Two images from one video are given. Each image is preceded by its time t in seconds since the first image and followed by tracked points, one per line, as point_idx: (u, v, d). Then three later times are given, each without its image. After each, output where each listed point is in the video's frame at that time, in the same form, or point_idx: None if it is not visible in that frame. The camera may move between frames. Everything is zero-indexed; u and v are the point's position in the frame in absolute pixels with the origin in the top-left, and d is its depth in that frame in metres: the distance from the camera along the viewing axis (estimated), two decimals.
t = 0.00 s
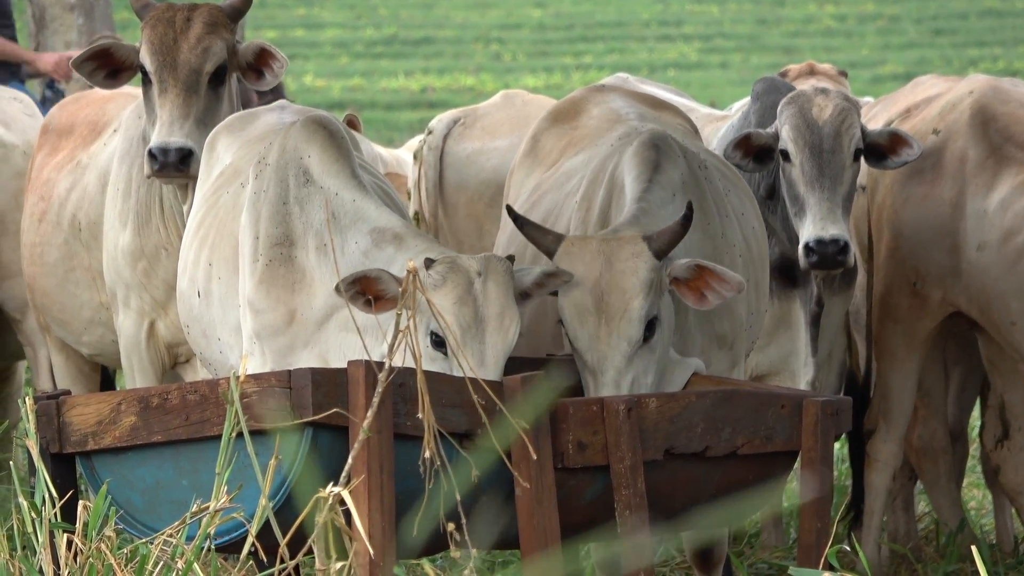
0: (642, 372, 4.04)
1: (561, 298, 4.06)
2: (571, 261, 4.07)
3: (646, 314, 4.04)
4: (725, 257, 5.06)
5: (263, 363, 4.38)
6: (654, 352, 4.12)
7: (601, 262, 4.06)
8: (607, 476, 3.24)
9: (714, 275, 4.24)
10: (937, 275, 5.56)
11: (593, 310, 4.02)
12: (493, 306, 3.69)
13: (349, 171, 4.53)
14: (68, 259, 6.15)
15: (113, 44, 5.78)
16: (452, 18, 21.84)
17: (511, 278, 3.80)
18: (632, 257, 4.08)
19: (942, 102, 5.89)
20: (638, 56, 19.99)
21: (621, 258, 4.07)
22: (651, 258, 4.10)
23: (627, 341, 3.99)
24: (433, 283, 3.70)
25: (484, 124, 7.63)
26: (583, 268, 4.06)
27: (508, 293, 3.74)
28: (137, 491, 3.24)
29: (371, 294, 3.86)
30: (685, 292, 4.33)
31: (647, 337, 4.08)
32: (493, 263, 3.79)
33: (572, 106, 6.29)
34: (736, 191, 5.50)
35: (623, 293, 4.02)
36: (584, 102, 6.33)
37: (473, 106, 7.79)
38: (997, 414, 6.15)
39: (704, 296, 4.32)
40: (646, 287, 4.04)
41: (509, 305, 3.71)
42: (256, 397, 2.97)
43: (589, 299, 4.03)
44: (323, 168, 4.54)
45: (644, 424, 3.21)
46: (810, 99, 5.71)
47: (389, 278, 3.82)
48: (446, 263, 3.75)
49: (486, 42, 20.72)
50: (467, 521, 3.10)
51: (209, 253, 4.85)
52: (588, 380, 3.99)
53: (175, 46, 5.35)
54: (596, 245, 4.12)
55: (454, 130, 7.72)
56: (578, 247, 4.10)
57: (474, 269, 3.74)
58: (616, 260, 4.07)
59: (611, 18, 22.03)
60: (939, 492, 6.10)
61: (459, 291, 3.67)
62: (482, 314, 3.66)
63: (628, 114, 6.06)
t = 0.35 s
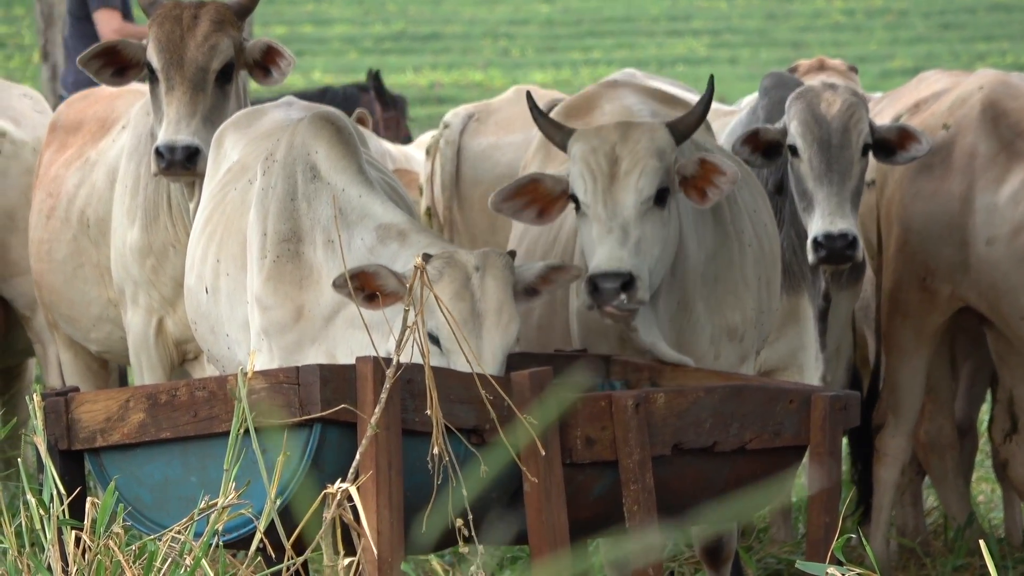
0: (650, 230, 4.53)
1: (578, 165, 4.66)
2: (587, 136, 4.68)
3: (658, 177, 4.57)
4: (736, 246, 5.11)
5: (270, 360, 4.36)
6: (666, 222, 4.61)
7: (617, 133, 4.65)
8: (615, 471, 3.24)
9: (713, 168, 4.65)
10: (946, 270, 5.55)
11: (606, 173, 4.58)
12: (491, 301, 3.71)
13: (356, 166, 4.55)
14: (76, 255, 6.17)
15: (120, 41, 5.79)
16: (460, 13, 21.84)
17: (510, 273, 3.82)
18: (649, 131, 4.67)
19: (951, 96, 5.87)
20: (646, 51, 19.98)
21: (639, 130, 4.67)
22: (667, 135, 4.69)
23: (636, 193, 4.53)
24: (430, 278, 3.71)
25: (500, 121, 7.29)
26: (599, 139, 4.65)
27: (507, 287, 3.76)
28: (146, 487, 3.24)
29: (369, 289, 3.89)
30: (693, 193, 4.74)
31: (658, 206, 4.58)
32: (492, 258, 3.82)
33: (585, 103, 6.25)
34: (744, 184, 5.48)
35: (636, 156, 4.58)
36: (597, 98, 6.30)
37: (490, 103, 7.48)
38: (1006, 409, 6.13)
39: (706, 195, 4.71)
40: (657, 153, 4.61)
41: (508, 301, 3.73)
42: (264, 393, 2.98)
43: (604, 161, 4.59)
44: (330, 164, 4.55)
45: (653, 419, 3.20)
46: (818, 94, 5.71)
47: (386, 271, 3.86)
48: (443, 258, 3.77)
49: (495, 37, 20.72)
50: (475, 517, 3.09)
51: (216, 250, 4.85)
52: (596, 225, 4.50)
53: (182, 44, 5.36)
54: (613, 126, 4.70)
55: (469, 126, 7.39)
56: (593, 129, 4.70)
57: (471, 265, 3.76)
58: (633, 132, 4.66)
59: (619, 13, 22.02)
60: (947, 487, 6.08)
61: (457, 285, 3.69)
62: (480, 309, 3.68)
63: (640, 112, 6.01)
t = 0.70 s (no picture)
0: (658, 210, 4.60)
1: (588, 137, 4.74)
2: (601, 110, 4.76)
3: (669, 156, 4.65)
4: (741, 244, 5.11)
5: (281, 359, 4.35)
6: (673, 203, 4.68)
7: (631, 110, 4.73)
8: (624, 471, 3.23)
9: (724, 156, 4.71)
10: (957, 270, 5.54)
11: (619, 149, 4.66)
12: (489, 301, 3.75)
13: (367, 167, 4.58)
14: (86, 256, 6.17)
15: (128, 42, 5.80)
16: (470, 12, 21.82)
17: (511, 273, 3.84)
18: (664, 111, 4.74)
19: (960, 97, 5.87)
20: (656, 51, 19.96)
21: (654, 110, 4.74)
22: (682, 116, 4.78)
23: (647, 172, 4.60)
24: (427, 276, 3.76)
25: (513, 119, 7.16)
26: (614, 115, 4.72)
27: (507, 284, 3.81)
28: (154, 487, 3.24)
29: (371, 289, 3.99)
30: (700, 177, 4.80)
31: (668, 186, 4.65)
32: (494, 258, 3.86)
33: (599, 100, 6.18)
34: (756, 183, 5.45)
35: (650, 134, 4.66)
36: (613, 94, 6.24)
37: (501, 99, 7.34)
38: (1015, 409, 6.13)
39: (712, 180, 4.79)
40: (670, 133, 4.68)
41: (507, 300, 3.76)
42: (273, 394, 2.99)
43: (618, 136, 4.67)
44: (342, 164, 4.58)
45: (662, 419, 3.20)
46: (826, 93, 5.71)
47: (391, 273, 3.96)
48: (442, 257, 3.82)
49: (504, 36, 20.71)
50: (483, 517, 3.09)
51: (226, 250, 4.86)
52: (605, 202, 4.57)
53: (190, 44, 5.38)
54: (628, 103, 4.77)
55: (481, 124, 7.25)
56: (609, 103, 4.78)
57: (470, 264, 3.80)
58: (647, 110, 4.74)
59: (628, 12, 22.00)
60: (956, 486, 6.07)
61: (455, 284, 3.74)
62: (479, 308, 3.72)
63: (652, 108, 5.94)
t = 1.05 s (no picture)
0: (675, 216, 4.60)
1: (607, 141, 4.73)
2: (622, 113, 4.74)
3: (688, 163, 4.65)
4: (754, 253, 5.10)
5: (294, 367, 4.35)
6: (690, 208, 4.68)
7: (652, 115, 4.71)
8: (632, 480, 3.23)
9: (743, 162, 4.72)
10: (968, 280, 5.53)
11: (638, 153, 4.65)
12: (485, 314, 3.77)
13: (380, 175, 4.58)
14: (95, 264, 6.18)
15: (138, 50, 5.81)
16: (480, 19, 21.83)
17: (508, 289, 3.86)
18: (685, 115, 4.72)
19: (972, 105, 5.79)
20: (666, 59, 19.96)
21: (675, 113, 4.72)
22: (703, 123, 4.75)
23: (665, 177, 4.60)
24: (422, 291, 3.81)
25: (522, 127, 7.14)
26: (634, 118, 4.71)
27: (505, 301, 3.82)
28: (163, 495, 3.24)
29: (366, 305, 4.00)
30: (719, 184, 4.81)
31: (686, 192, 4.65)
32: (490, 273, 3.88)
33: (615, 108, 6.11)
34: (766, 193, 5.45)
35: (670, 139, 4.65)
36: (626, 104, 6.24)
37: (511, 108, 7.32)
38: None
39: (730, 187, 4.80)
40: (690, 139, 4.68)
41: (505, 315, 3.78)
42: (282, 402, 2.98)
43: (637, 141, 4.66)
44: (355, 172, 4.56)
45: (670, 428, 3.19)
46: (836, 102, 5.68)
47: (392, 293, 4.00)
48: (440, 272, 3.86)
49: (514, 44, 20.73)
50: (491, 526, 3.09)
51: (238, 257, 4.86)
52: (623, 205, 4.57)
53: (200, 52, 5.39)
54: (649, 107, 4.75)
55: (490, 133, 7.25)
56: (629, 108, 4.76)
57: (467, 280, 3.83)
58: (669, 115, 4.72)
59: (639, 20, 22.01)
60: (964, 497, 6.05)
61: (453, 300, 3.77)
62: (476, 323, 3.75)
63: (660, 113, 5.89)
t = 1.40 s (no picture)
0: (690, 225, 4.60)
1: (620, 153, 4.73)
2: (635, 124, 4.75)
3: (703, 173, 4.65)
4: (763, 265, 5.10)
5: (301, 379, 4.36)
6: (705, 219, 4.67)
7: (665, 125, 4.73)
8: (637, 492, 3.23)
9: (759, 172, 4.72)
10: (975, 293, 5.53)
11: (652, 163, 4.65)
12: (488, 324, 3.77)
13: (388, 186, 4.58)
14: (101, 274, 6.19)
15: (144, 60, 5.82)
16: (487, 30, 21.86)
17: (512, 297, 3.86)
18: (697, 125, 4.73)
19: (980, 119, 5.77)
20: (673, 71, 19.97)
21: (687, 123, 4.73)
22: (716, 132, 4.76)
23: (680, 187, 4.60)
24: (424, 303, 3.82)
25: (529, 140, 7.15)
26: (648, 129, 4.72)
27: (508, 311, 3.82)
28: (167, 506, 3.24)
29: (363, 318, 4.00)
30: (734, 195, 4.81)
31: (700, 202, 4.65)
32: (491, 283, 3.86)
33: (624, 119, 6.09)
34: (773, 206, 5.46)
35: (683, 148, 4.66)
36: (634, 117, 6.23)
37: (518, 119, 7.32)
38: None
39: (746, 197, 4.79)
40: (703, 148, 4.68)
41: (506, 325, 3.78)
42: (286, 414, 2.97)
43: (650, 152, 4.67)
44: (363, 184, 4.56)
45: (676, 440, 3.19)
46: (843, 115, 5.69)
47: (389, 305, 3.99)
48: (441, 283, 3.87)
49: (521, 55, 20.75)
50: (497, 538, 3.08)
51: (246, 268, 4.87)
52: (637, 217, 4.57)
53: (207, 62, 5.40)
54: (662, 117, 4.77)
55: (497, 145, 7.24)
56: (643, 119, 4.77)
57: (469, 291, 3.83)
58: (681, 125, 4.72)
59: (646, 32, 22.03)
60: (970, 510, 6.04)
61: (455, 311, 3.78)
62: (479, 334, 3.74)
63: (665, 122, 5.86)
